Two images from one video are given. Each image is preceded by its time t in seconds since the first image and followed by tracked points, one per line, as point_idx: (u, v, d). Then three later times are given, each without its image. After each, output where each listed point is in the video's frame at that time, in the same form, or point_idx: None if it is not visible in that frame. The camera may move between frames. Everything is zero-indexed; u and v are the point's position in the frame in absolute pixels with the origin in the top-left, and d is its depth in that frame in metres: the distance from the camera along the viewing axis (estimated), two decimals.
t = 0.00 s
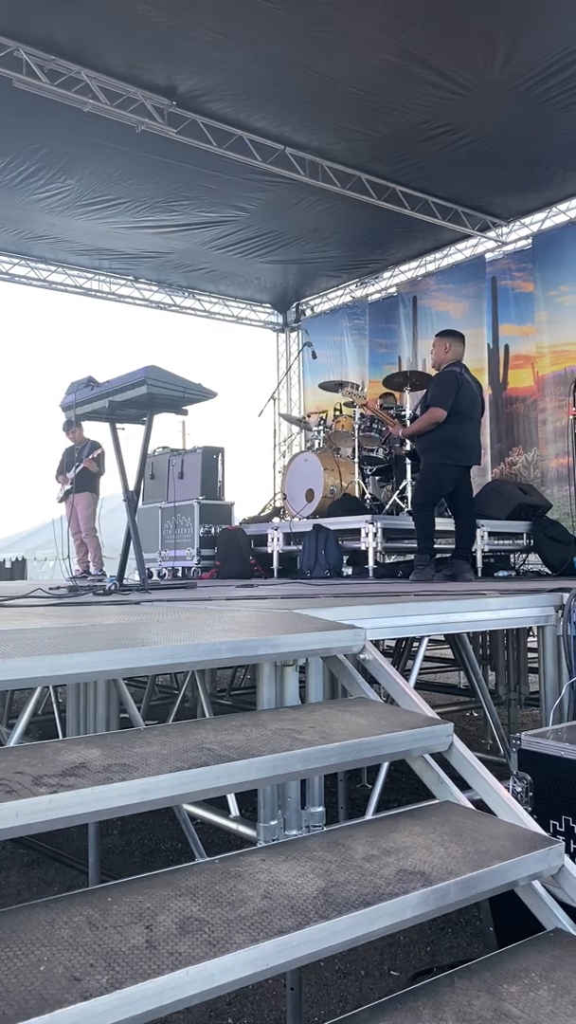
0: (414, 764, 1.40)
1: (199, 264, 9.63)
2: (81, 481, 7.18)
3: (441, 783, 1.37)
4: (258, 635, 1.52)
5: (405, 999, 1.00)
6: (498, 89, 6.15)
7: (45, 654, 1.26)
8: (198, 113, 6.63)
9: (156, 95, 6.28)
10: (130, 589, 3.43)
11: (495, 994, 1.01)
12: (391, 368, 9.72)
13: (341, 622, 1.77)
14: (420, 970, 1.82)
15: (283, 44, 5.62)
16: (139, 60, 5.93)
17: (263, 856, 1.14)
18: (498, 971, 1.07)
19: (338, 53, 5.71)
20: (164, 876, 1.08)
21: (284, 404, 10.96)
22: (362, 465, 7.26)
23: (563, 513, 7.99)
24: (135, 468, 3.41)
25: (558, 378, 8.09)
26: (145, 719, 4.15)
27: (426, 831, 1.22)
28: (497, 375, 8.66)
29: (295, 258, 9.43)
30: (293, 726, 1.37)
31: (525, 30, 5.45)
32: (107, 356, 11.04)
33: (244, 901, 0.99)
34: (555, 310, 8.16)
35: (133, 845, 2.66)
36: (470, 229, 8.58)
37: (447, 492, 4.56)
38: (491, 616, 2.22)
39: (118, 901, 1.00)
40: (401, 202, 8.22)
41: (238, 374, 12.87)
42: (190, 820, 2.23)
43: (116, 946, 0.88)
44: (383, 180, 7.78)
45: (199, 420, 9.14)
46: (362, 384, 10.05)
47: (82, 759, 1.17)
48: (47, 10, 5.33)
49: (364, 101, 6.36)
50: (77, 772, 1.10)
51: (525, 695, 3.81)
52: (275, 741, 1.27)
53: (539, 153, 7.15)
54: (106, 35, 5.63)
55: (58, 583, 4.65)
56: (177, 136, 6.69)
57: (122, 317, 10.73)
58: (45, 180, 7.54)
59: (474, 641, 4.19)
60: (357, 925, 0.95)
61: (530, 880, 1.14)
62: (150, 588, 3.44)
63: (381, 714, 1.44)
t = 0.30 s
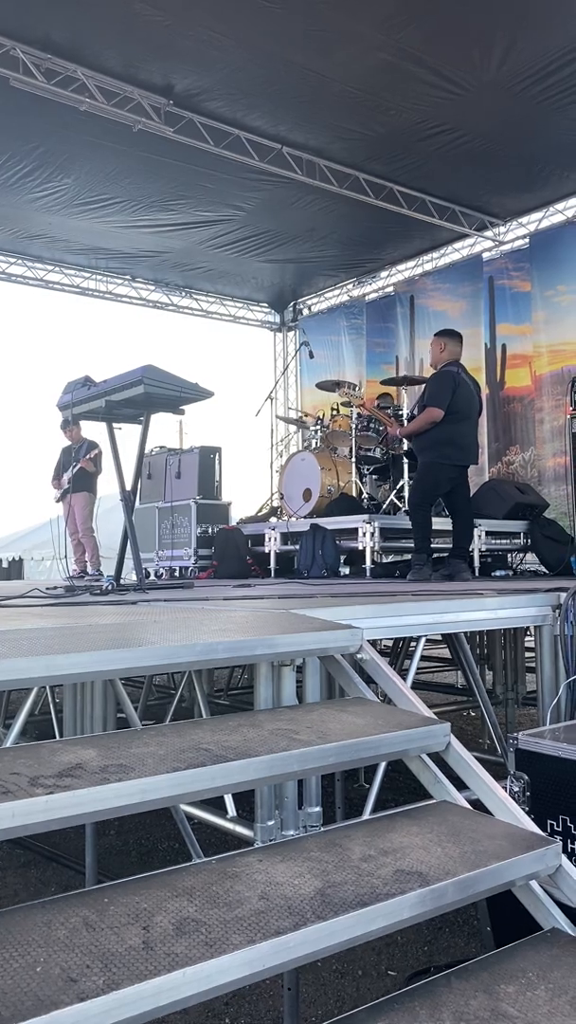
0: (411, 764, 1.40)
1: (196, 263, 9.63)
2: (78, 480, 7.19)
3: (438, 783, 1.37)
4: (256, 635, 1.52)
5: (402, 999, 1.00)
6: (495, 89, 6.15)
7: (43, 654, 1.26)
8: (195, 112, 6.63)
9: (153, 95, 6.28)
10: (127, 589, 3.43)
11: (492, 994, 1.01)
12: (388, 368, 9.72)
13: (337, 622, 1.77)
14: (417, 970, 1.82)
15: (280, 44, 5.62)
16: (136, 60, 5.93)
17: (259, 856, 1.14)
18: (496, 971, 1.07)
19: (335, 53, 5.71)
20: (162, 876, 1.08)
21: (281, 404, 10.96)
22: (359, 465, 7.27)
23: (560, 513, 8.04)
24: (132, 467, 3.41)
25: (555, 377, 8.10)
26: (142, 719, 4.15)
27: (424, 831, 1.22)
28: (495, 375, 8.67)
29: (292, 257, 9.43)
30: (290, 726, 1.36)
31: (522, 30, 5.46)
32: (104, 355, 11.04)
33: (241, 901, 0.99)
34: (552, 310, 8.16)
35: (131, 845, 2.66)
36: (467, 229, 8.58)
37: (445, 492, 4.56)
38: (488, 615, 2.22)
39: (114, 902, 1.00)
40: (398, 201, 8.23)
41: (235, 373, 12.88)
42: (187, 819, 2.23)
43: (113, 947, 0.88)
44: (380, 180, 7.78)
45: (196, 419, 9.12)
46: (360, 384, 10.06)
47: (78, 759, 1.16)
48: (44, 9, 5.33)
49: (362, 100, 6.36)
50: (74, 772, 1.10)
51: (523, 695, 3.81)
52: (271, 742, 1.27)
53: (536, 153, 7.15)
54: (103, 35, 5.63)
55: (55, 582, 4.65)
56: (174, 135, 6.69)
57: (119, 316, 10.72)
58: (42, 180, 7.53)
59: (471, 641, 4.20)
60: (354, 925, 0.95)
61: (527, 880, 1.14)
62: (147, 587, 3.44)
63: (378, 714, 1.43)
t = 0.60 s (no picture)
0: (408, 763, 1.40)
1: (193, 263, 9.62)
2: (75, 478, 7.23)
3: (434, 782, 1.37)
4: (252, 634, 1.51)
5: (398, 999, 1.00)
6: (492, 88, 6.15)
7: (40, 652, 1.26)
8: (192, 111, 6.62)
9: (149, 94, 6.27)
10: (124, 588, 3.43)
11: (488, 993, 1.01)
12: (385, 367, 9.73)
13: (333, 622, 1.76)
14: (414, 969, 1.82)
15: (276, 43, 5.61)
16: (133, 58, 5.92)
17: (255, 856, 1.14)
18: (492, 970, 1.07)
19: (332, 52, 5.71)
20: (158, 875, 1.08)
21: (278, 403, 10.96)
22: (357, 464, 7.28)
23: (557, 512, 8.05)
24: (129, 466, 3.41)
25: (552, 376, 8.10)
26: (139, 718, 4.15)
27: (419, 830, 1.22)
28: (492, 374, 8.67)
29: (289, 256, 9.43)
30: (285, 725, 1.37)
31: (518, 30, 5.46)
32: (101, 354, 11.03)
33: (237, 900, 1.00)
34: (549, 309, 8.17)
35: (129, 845, 2.67)
36: (464, 228, 8.58)
37: (442, 492, 4.56)
38: (485, 614, 2.22)
39: (110, 901, 1.00)
40: (394, 200, 8.23)
41: (232, 372, 12.87)
42: (184, 819, 2.23)
43: (109, 947, 0.88)
44: (377, 179, 7.78)
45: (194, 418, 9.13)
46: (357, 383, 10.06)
47: (73, 759, 1.16)
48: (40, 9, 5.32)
49: (358, 99, 6.36)
50: (70, 772, 1.10)
51: (520, 694, 3.81)
52: (267, 741, 1.26)
53: (533, 152, 7.15)
54: (99, 34, 5.62)
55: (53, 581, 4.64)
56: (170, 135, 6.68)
57: (116, 315, 10.73)
58: (39, 179, 7.53)
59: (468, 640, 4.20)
60: (350, 925, 0.95)
61: (523, 879, 1.14)
62: (144, 586, 3.44)
63: (375, 713, 1.44)
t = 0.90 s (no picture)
0: (406, 762, 1.40)
1: (190, 261, 9.62)
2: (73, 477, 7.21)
3: (433, 781, 1.37)
4: (250, 633, 1.51)
5: (396, 998, 1.00)
6: (490, 86, 6.15)
7: (39, 651, 1.26)
8: (189, 109, 6.61)
9: (147, 92, 6.26)
10: (122, 588, 3.43)
11: (487, 991, 1.01)
12: (383, 366, 9.73)
13: (331, 621, 1.76)
14: (413, 967, 1.82)
15: (274, 41, 5.61)
16: (130, 56, 5.91)
17: (253, 855, 1.14)
18: (491, 969, 1.07)
19: (329, 50, 5.70)
20: (156, 874, 1.07)
21: (276, 402, 10.97)
22: (355, 462, 7.27)
23: (555, 511, 8.04)
24: (126, 464, 3.40)
25: (550, 374, 8.10)
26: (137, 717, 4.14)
27: (418, 829, 1.22)
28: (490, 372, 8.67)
29: (287, 254, 9.42)
30: (284, 724, 1.36)
31: (516, 27, 5.46)
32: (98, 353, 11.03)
33: (235, 899, 0.99)
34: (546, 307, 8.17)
35: (127, 844, 2.67)
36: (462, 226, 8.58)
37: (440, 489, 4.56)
38: (484, 613, 2.22)
39: (108, 901, 0.99)
40: (392, 198, 8.22)
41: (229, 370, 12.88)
42: (183, 819, 2.23)
43: (107, 947, 0.88)
44: (374, 177, 7.77)
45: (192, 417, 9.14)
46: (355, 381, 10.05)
47: (71, 758, 1.16)
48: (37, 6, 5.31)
49: (356, 97, 6.35)
50: (68, 771, 1.09)
51: (518, 691, 3.82)
52: (265, 740, 1.26)
53: (530, 150, 7.15)
54: (97, 31, 5.61)
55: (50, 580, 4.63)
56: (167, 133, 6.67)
57: (114, 314, 10.72)
58: (36, 177, 7.51)
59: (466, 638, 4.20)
60: (349, 924, 0.95)
61: (522, 877, 1.14)
62: (142, 586, 3.44)
63: (373, 712, 1.43)
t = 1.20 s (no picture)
0: (404, 758, 1.40)
1: (188, 258, 9.59)
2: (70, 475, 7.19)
3: (432, 777, 1.36)
4: (248, 629, 1.51)
5: (394, 997, 1.00)
6: (488, 82, 6.13)
7: (35, 649, 1.25)
8: (187, 106, 6.60)
9: (144, 89, 6.25)
10: (119, 586, 3.41)
11: (485, 988, 1.01)
12: (381, 363, 9.72)
13: (329, 617, 1.75)
14: (411, 964, 1.81)
15: (271, 37, 5.59)
16: (127, 52, 5.89)
17: (251, 853, 1.13)
18: (489, 966, 1.06)
19: (327, 46, 5.69)
20: (152, 872, 1.07)
21: (274, 399, 10.95)
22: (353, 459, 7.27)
23: (553, 508, 8.03)
24: (123, 462, 3.38)
25: (548, 371, 8.10)
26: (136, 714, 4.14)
27: (417, 826, 1.21)
28: (488, 369, 8.66)
29: (285, 252, 9.40)
30: (281, 721, 1.36)
31: (514, 23, 5.44)
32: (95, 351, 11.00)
33: (232, 897, 0.99)
34: (545, 304, 8.16)
35: (125, 842, 2.66)
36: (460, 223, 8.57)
37: (440, 486, 4.56)
38: (483, 609, 2.22)
39: (105, 899, 0.99)
40: (390, 195, 8.21)
41: (227, 367, 12.84)
42: (180, 816, 2.22)
43: (104, 946, 0.87)
44: (372, 174, 7.76)
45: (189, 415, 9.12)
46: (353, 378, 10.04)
47: (68, 755, 1.15)
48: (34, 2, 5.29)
49: (354, 93, 6.34)
50: (63, 769, 1.09)
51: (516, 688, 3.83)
52: (262, 738, 1.26)
53: (529, 147, 7.14)
54: (93, 28, 5.59)
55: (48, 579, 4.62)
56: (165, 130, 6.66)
57: (112, 311, 10.70)
58: (33, 174, 7.49)
59: (464, 635, 4.20)
60: (346, 922, 0.94)
61: (520, 874, 1.14)
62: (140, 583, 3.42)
63: (370, 709, 1.43)
